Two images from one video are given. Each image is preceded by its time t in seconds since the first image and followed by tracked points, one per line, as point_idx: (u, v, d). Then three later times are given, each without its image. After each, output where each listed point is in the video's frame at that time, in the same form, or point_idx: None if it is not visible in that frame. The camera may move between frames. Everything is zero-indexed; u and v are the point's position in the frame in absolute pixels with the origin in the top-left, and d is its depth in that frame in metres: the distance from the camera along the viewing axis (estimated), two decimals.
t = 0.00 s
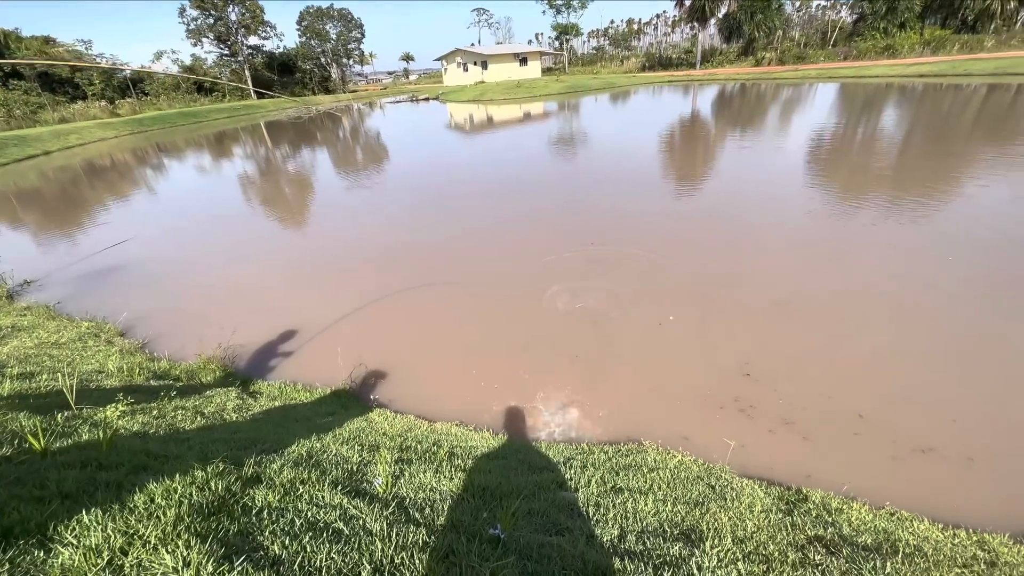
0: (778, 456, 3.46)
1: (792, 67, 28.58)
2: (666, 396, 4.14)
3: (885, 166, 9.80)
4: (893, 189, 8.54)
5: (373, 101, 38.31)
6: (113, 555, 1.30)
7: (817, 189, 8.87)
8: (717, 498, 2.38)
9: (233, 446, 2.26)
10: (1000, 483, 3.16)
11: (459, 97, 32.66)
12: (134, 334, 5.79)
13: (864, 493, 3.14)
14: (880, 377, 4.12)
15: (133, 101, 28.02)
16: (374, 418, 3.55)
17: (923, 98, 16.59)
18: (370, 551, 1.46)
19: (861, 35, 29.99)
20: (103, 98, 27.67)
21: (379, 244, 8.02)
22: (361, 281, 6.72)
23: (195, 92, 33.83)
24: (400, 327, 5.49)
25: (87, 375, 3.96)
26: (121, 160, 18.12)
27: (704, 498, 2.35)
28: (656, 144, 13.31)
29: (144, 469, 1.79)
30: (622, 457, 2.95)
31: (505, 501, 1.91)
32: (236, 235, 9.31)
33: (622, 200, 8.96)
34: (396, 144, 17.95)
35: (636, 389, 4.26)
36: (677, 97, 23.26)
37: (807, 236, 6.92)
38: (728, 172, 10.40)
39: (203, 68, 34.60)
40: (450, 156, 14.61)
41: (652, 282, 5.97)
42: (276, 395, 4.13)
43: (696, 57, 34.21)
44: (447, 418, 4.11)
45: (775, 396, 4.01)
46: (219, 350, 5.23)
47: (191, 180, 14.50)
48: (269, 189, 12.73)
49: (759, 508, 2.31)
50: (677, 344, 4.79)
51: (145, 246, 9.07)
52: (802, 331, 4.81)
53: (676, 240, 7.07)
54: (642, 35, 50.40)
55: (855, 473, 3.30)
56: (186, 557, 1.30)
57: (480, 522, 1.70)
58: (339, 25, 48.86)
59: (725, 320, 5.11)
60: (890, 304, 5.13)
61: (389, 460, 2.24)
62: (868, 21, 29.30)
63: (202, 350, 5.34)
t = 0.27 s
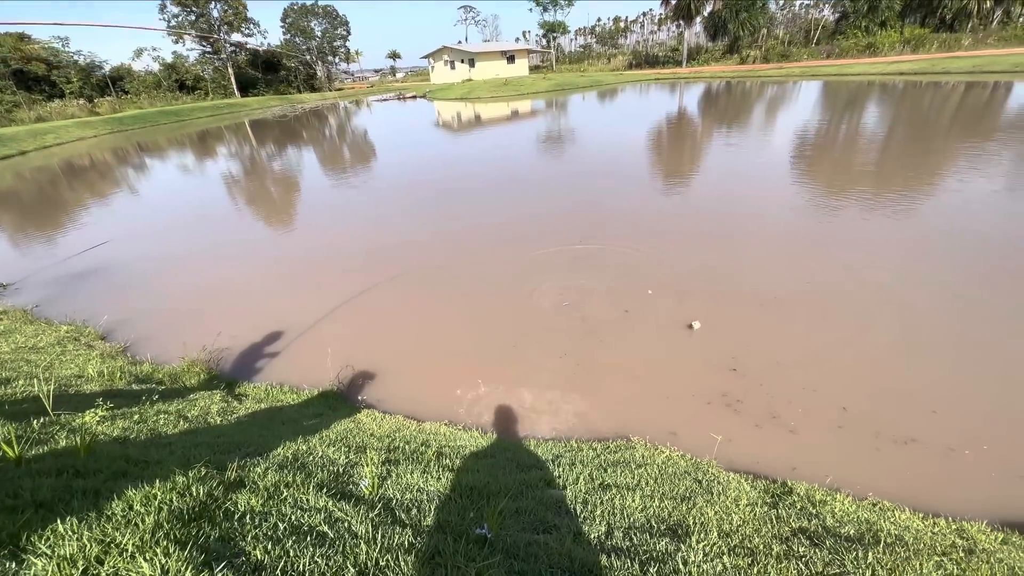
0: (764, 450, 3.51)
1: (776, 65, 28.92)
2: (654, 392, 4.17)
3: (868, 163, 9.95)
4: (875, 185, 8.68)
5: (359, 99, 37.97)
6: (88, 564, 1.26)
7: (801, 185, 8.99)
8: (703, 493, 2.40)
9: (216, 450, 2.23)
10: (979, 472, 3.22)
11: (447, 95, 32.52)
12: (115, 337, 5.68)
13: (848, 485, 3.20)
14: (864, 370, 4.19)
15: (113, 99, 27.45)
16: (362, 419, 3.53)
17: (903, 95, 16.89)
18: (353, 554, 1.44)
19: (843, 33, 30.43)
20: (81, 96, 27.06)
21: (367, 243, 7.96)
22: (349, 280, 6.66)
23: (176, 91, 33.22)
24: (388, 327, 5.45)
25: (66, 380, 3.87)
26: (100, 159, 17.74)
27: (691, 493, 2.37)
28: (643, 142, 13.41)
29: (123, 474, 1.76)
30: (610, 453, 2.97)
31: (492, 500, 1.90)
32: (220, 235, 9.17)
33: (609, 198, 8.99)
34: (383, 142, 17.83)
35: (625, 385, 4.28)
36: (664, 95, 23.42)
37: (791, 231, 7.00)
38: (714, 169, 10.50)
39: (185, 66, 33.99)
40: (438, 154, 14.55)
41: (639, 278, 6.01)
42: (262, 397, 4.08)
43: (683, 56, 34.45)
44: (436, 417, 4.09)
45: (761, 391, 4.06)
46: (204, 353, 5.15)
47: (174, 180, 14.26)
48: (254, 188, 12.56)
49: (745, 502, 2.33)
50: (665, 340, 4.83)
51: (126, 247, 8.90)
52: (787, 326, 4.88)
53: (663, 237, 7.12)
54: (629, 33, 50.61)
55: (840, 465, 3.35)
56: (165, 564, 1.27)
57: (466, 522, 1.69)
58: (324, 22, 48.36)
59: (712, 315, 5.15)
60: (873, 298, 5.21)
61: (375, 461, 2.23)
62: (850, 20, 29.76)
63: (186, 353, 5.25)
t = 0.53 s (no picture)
0: (755, 444, 3.54)
1: (765, 63, 29.14)
2: (645, 389, 4.19)
3: (855, 159, 10.06)
4: (862, 181, 8.79)
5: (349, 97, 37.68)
6: (71, 571, 1.24)
7: (790, 181, 9.07)
8: (694, 488, 2.42)
9: (204, 453, 2.21)
10: (963, 463, 3.29)
11: (437, 93, 32.38)
12: (101, 340, 5.59)
13: (837, 478, 3.24)
14: (851, 365, 4.24)
15: (96, 98, 27.01)
16: (353, 419, 3.51)
17: (889, 93, 17.09)
18: (343, 556, 1.44)
19: (830, 31, 30.72)
20: (64, 95, 26.59)
21: (358, 242, 7.91)
22: (340, 280, 6.62)
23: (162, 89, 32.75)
24: (380, 327, 5.42)
25: (50, 385, 3.81)
26: (85, 159, 17.45)
27: (681, 488, 2.39)
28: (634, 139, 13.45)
29: (108, 479, 1.74)
30: (602, 450, 2.98)
31: (483, 499, 1.90)
32: (208, 236, 9.06)
33: (600, 195, 9.02)
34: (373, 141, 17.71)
35: (617, 382, 4.30)
36: (654, 93, 23.51)
37: (780, 228, 7.07)
38: (704, 166, 10.57)
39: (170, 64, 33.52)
40: (428, 152, 14.49)
41: (631, 276, 6.03)
42: (252, 399, 4.04)
43: (672, 53, 34.59)
44: (429, 417, 4.09)
45: (751, 386, 4.09)
46: (192, 355, 5.09)
47: (161, 180, 14.07)
48: (242, 188, 12.42)
49: (734, 496, 2.36)
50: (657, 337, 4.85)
51: (112, 248, 8.77)
52: (776, 321, 4.92)
53: (654, 234, 7.15)
54: (619, 31, 50.68)
55: (828, 459, 3.39)
56: (150, 570, 1.25)
57: (457, 521, 1.69)
58: (312, 20, 47.95)
59: (703, 312, 5.19)
60: (860, 293, 5.28)
61: (366, 462, 2.22)
62: (837, 18, 30.04)
63: (175, 355, 5.19)
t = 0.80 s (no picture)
0: (752, 441, 3.56)
1: (761, 60, 29.18)
2: (642, 386, 4.20)
3: (851, 156, 10.09)
4: (857, 178, 8.82)
5: (344, 96, 37.56)
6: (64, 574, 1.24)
7: (786, 178, 9.09)
8: (690, 485, 2.43)
9: (199, 454, 2.20)
10: (957, 458, 3.31)
11: (433, 91, 32.31)
12: (96, 341, 5.57)
13: (832, 474, 3.26)
14: (847, 361, 4.26)
15: (90, 98, 26.84)
16: (350, 419, 3.50)
17: (884, 90, 17.15)
18: (338, 556, 1.43)
19: (825, 28, 30.78)
20: (57, 94, 26.42)
21: (354, 241, 7.89)
22: (336, 280, 6.60)
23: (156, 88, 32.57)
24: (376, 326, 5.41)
25: (44, 386, 3.78)
26: (78, 159, 17.35)
27: (677, 485, 2.40)
28: (630, 137, 13.47)
29: (101, 481, 1.73)
30: (599, 448, 2.99)
31: (479, 498, 1.90)
32: (203, 236, 9.01)
33: (597, 193, 9.03)
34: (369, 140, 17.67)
35: (615, 380, 4.31)
36: (650, 91, 23.53)
37: (776, 225, 7.09)
38: (700, 163, 10.59)
39: (164, 63, 33.33)
40: (425, 151, 14.46)
41: (627, 274, 6.03)
42: (248, 399, 4.03)
43: (668, 51, 34.62)
44: (426, 416, 4.09)
45: (747, 383, 4.11)
46: (189, 356, 5.05)
47: (155, 180, 14.00)
48: (237, 188, 12.37)
49: (730, 493, 2.36)
50: (653, 334, 4.86)
51: (107, 249, 8.72)
52: (772, 318, 4.94)
53: (651, 232, 7.16)
54: (615, 28, 50.63)
55: (824, 455, 3.41)
56: (143, 572, 1.25)
57: (453, 520, 1.69)
58: (307, 19, 47.78)
59: (700, 309, 5.20)
60: (856, 290, 5.29)
61: (362, 461, 2.21)
62: (832, 15, 30.11)
63: (170, 356, 5.17)
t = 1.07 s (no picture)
0: (756, 440, 3.55)
1: (765, 58, 29.06)
2: (646, 385, 4.20)
3: (856, 154, 10.03)
4: (862, 176, 8.78)
5: (348, 96, 37.65)
6: (73, 568, 1.25)
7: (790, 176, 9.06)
8: (694, 483, 2.42)
9: (205, 451, 2.21)
10: (963, 458, 3.30)
11: (437, 91, 32.33)
12: (103, 339, 5.61)
13: (837, 473, 3.25)
14: (852, 360, 4.24)
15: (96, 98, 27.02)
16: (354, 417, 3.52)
17: (890, 88, 17.05)
18: (344, 551, 1.44)
19: (831, 26, 30.60)
20: (63, 95, 26.61)
21: (358, 240, 7.92)
22: (340, 279, 6.63)
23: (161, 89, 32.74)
24: (380, 325, 5.42)
25: (52, 384, 3.82)
26: (84, 159, 17.46)
27: (682, 484, 2.39)
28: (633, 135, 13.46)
29: (110, 478, 1.74)
30: (603, 446, 2.99)
31: (483, 495, 1.91)
32: (208, 235, 9.06)
33: (600, 192, 9.02)
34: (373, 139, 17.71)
35: (619, 379, 4.30)
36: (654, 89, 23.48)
37: (780, 223, 7.07)
38: (704, 162, 10.56)
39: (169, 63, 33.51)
40: (428, 150, 14.49)
41: (631, 272, 6.02)
42: (253, 397, 4.05)
43: (672, 49, 34.51)
44: (430, 414, 4.10)
45: (752, 382, 4.10)
46: (194, 354, 5.08)
47: (161, 179, 14.08)
48: (241, 187, 12.42)
49: (734, 491, 2.36)
50: (658, 333, 4.85)
51: (113, 248, 8.78)
52: (777, 317, 4.92)
53: (655, 230, 7.14)
54: (619, 27, 50.49)
55: (829, 454, 3.40)
56: (152, 566, 1.26)
57: (458, 517, 1.69)
58: (311, 18, 47.94)
59: (704, 308, 5.19)
60: (861, 289, 5.27)
61: (367, 459, 2.23)
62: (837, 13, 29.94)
63: (176, 354, 5.20)
